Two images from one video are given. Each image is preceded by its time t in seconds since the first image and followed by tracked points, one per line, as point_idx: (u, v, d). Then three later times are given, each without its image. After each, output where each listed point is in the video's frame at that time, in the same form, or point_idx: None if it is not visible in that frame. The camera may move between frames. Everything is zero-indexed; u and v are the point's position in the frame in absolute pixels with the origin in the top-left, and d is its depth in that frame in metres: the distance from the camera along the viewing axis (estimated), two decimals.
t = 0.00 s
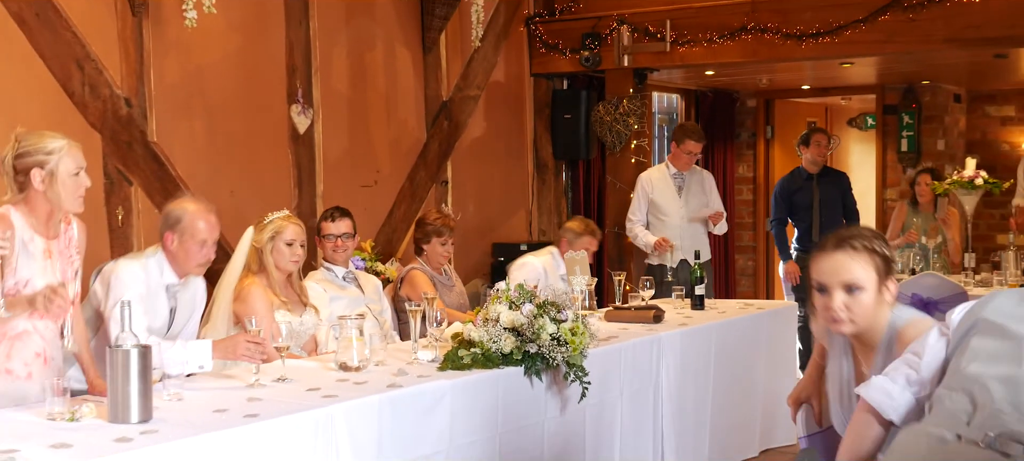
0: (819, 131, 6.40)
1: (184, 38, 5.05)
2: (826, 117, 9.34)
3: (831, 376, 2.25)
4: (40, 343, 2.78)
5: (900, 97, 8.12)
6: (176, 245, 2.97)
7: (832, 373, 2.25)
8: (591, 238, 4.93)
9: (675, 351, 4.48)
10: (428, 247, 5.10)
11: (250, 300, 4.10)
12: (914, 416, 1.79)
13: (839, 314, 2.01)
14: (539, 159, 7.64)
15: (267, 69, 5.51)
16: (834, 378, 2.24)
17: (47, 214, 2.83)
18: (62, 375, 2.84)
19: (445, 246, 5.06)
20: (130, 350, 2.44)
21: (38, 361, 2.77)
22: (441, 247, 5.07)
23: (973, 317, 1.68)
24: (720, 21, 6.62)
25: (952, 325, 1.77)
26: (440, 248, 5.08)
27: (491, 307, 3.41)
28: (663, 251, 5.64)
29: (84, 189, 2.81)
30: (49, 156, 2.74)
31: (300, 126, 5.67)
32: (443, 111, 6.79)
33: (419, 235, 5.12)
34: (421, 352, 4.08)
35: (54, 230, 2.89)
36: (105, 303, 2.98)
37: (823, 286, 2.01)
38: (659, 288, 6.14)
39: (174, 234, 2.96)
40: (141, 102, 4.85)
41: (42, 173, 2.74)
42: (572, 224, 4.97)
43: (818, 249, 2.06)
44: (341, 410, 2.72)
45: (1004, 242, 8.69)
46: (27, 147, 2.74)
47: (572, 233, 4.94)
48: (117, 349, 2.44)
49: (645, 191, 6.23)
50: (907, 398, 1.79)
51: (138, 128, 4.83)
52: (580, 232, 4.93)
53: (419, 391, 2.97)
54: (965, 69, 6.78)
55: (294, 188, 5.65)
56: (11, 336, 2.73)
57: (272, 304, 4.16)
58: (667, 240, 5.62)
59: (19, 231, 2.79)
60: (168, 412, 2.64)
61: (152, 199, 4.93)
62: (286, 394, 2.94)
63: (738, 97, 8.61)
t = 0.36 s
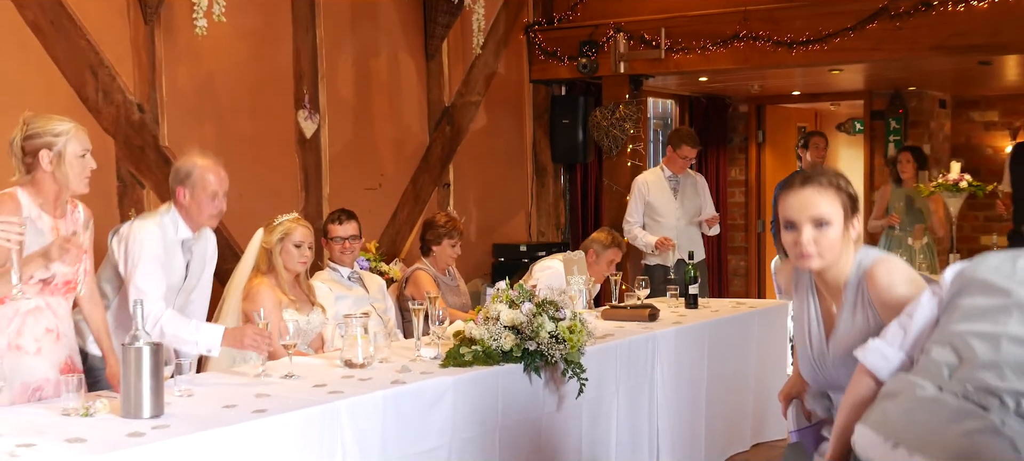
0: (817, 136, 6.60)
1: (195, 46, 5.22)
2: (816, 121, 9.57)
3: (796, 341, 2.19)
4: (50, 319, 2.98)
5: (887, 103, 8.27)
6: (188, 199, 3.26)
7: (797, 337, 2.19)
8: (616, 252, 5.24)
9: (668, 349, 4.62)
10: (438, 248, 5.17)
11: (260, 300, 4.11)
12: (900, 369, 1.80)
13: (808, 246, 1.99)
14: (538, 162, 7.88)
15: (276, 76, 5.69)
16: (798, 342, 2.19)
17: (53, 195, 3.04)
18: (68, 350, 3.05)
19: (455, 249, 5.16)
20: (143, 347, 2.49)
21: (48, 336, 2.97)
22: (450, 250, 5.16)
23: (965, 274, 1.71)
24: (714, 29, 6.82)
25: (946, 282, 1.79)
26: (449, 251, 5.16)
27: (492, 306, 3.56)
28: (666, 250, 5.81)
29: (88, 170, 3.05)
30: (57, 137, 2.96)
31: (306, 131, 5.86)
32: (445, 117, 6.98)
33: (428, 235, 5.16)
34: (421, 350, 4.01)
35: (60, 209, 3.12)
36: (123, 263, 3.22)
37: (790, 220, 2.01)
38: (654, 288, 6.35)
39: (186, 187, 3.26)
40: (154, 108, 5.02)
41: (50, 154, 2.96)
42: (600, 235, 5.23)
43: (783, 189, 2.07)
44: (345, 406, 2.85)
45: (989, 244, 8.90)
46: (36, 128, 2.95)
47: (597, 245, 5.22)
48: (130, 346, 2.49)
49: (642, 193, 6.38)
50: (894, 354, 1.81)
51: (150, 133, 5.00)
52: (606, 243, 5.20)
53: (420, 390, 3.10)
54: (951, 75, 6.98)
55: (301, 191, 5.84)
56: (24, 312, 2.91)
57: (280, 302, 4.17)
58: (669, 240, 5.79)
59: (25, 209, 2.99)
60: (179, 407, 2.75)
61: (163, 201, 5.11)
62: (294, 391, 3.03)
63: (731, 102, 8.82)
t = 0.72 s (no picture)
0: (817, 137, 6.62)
1: (201, 49, 5.32)
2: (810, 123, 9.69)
3: (778, 283, 2.22)
4: (60, 304, 3.09)
5: (881, 105, 8.39)
6: (171, 145, 3.32)
7: (781, 280, 2.22)
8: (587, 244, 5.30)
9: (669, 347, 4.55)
10: (439, 246, 5.24)
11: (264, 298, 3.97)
12: (895, 327, 1.76)
13: (812, 183, 2.02)
14: (537, 165, 7.99)
15: (280, 79, 5.79)
16: (782, 284, 2.22)
17: (46, 186, 3.16)
18: (76, 335, 3.16)
19: (454, 246, 5.25)
20: (148, 345, 2.45)
21: (57, 321, 3.08)
22: (451, 247, 5.25)
23: (954, 229, 1.54)
24: (710, 33, 6.93)
25: (940, 243, 1.63)
26: (449, 247, 5.25)
27: (492, 305, 3.47)
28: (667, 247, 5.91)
29: (79, 161, 3.16)
30: (50, 130, 3.07)
31: (310, 133, 5.96)
32: (446, 119, 7.10)
33: (427, 234, 5.24)
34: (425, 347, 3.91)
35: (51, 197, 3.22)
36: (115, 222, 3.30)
37: (793, 159, 2.03)
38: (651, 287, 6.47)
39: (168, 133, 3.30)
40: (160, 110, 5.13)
41: (43, 146, 3.07)
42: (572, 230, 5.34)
43: (777, 130, 2.09)
44: (347, 404, 2.76)
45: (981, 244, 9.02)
46: (29, 121, 3.06)
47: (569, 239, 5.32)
48: (136, 344, 2.46)
49: (651, 194, 6.76)
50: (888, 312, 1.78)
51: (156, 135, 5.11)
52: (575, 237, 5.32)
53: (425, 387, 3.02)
54: (942, 78, 7.10)
55: (305, 192, 5.94)
56: (35, 299, 3.01)
57: (285, 299, 4.03)
58: (669, 238, 5.89)
59: (21, 198, 3.08)
60: (186, 403, 2.69)
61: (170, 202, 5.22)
62: (294, 388, 2.95)
63: (727, 105, 8.94)
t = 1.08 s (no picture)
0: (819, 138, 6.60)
1: (202, 50, 5.32)
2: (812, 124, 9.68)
3: (785, 244, 2.33)
4: (62, 303, 3.09)
5: (882, 106, 8.38)
6: (152, 129, 3.50)
7: (788, 240, 2.33)
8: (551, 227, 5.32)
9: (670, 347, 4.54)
10: (437, 246, 5.23)
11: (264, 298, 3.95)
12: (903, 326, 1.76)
13: (847, 144, 2.18)
14: (539, 166, 7.99)
15: (281, 80, 5.80)
16: (789, 245, 2.33)
17: (39, 187, 3.13)
18: (76, 334, 3.15)
19: (450, 243, 5.23)
20: (149, 347, 2.45)
21: (59, 320, 3.07)
22: (448, 245, 5.23)
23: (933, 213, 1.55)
24: (711, 34, 6.93)
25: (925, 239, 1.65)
26: (446, 246, 5.23)
27: (493, 307, 3.46)
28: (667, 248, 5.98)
29: (69, 162, 3.20)
30: (43, 132, 3.09)
31: (311, 134, 5.96)
32: (447, 120, 7.11)
33: (424, 236, 5.24)
34: (425, 348, 3.90)
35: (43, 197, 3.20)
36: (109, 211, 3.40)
37: (831, 121, 2.17)
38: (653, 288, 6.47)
39: (148, 116, 3.49)
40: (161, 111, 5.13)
41: (39, 148, 3.09)
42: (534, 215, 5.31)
43: (807, 94, 2.22)
44: (348, 405, 2.75)
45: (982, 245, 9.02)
46: (20, 122, 3.07)
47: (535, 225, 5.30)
48: (137, 345, 2.47)
49: (658, 195, 6.86)
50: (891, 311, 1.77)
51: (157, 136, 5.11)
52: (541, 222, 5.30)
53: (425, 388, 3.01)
54: (943, 80, 7.10)
55: (306, 193, 5.94)
56: (38, 299, 3.01)
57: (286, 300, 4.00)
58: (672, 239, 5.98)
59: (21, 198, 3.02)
60: (186, 405, 2.69)
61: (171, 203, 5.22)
62: (295, 389, 2.94)
63: (728, 106, 8.93)
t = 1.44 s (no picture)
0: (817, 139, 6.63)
1: (201, 52, 5.32)
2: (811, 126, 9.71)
3: (810, 230, 2.34)
4: (62, 304, 3.08)
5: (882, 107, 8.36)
6: (160, 132, 3.48)
7: (812, 227, 2.34)
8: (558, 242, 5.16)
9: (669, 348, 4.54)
10: (439, 247, 5.21)
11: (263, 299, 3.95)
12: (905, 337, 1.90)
13: (890, 143, 2.23)
14: (537, 168, 8.01)
15: (281, 82, 5.80)
16: (814, 232, 2.34)
17: (37, 189, 3.12)
18: (74, 335, 3.15)
19: (453, 243, 5.23)
20: (149, 349, 2.45)
21: (60, 321, 3.07)
22: (451, 245, 5.22)
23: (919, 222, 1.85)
24: (709, 36, 6.94)
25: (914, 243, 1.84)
26: (450, 246, 5.22)
27: (491, 308, 3.46)
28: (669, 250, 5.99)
29: (67, 166, 3.20)
30: (43, 135, 3.09)
31: (311, 135, 5.97)
32: (446, 121, 7.12)
33: (425, 238, 5.23)
34: (425, 350, 3.89)
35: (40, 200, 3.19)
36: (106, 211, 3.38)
37: (880, 121, 2.20)
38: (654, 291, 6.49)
39: (161, 119, 3.47)
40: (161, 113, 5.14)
41: (38, 151, 3.09)
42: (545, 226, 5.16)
43: (853, 90, 2.21)
44: (347, 406, 2.75)
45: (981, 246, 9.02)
46: (20, 125, 3.07)
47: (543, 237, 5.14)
48: (136, 347, 2.46)
49: (657, 195, 6.84)
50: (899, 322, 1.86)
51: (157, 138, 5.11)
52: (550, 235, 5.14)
53: (424, 389, 3.01)
54: (942, 81, 7.10)
55: (306, 195, 5.95)
56: (39, 300, 3.01)
57: (285, 299, 4.01)
58: (673, 241, 5.99)
59: (19, 200, 3.01)
60: (185, 406, 2.68)
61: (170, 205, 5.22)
62: (294, 391, 2.94)
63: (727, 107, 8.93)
